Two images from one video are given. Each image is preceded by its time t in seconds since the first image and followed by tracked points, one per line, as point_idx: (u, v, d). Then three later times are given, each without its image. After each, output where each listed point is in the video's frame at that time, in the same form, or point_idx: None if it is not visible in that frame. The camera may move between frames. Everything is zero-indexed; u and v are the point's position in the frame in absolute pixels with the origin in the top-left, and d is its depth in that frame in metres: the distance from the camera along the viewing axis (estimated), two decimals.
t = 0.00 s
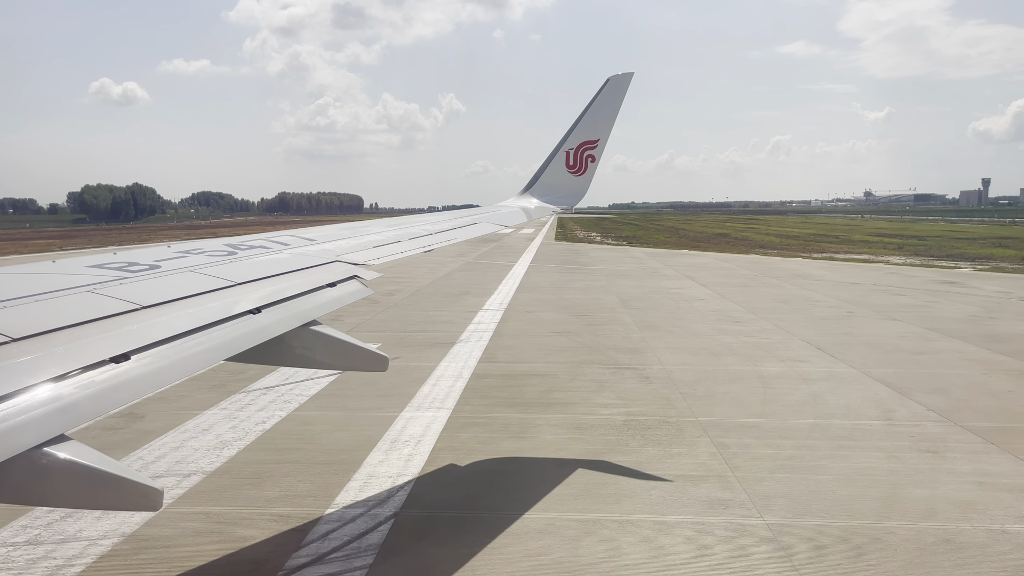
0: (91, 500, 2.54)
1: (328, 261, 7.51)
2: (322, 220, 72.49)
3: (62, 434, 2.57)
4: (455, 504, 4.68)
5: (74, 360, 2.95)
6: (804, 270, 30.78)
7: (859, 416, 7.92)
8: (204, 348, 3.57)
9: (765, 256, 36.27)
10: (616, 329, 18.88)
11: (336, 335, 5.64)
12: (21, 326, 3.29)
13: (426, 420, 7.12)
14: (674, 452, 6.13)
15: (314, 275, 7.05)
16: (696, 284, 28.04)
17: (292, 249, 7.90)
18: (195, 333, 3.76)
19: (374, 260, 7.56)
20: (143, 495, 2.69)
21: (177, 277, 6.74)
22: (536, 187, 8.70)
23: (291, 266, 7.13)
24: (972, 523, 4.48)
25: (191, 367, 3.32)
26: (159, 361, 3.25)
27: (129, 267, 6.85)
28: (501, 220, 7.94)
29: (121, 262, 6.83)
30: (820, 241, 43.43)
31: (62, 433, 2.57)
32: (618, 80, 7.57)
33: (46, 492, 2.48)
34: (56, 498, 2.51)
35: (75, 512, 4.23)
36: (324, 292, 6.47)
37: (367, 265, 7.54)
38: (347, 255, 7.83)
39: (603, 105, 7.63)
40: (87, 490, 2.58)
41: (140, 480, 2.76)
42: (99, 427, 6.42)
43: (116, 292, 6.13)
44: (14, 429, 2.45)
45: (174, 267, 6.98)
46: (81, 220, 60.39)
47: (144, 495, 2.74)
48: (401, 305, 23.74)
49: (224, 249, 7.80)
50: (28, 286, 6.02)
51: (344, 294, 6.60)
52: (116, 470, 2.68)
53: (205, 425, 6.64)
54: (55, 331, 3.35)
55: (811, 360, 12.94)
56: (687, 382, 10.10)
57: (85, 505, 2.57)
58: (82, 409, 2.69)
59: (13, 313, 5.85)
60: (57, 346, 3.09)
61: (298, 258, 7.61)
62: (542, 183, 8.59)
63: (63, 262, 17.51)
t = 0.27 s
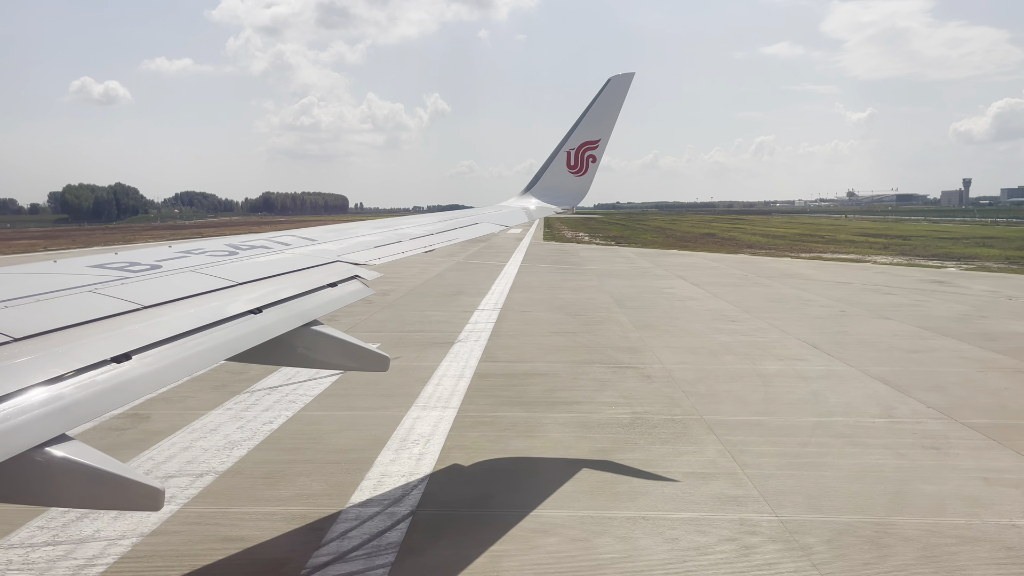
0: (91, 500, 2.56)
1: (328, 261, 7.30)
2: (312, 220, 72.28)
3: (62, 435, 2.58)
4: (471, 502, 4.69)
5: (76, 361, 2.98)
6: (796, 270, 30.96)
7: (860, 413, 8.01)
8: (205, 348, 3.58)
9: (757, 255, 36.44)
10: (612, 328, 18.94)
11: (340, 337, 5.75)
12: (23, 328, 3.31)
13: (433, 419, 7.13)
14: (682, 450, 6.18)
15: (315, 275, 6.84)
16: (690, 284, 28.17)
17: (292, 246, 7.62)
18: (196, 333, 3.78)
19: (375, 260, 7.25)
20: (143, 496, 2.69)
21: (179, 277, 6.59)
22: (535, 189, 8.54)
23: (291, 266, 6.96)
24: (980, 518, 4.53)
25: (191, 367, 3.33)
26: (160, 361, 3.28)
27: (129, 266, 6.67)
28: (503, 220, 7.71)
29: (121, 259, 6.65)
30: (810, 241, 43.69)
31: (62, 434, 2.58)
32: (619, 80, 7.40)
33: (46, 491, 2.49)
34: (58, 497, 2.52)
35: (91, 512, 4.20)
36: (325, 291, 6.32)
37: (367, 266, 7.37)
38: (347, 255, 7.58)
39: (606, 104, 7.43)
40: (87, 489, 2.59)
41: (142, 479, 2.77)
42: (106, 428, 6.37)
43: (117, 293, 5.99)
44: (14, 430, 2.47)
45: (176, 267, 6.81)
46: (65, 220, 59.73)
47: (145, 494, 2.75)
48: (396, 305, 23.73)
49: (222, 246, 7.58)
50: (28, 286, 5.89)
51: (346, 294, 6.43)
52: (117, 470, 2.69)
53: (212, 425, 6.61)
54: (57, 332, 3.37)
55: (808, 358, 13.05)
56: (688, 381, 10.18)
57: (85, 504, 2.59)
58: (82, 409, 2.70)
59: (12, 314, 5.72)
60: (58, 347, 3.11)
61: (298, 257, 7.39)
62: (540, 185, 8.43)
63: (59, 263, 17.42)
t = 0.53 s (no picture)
0: (94, 498, 2.56)
1: (330, 262, 7.08)
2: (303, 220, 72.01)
3: (65, 434, 2.58)
4: (485, 500, 4.70)
5: (78, 361, 3.00)
6: (788, 269, 31.13)
7: (861, 410, 8.10)
8: (206, 347, 3.59)
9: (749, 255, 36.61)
10: (608, 327, 18.99)
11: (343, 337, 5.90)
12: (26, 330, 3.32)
13: (439, 418, 7.16)
14: (689, 447, 6.25)
15: (317, 276, 6.65)
16: (684, 283, 28.31)
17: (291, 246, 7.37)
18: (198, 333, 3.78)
19: (375, 260, 7.07)
20: (144, 495, 2.69)
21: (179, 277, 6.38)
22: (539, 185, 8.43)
23: (293, 266, 6.78)
24: (988, 512, 4.58)
25: (192, 366, 3.33)
26: (162, 360, 3.28)
27: (129, 265, 6.41)
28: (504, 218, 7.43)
29: (119, 257, 6.42)
30: (800, 240, 43.95)
31: (64, 434, 2.58)
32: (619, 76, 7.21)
33: (49, 489, 2.50)
34: (59, 498, 2.52)
35: (106, 512, 4.17)
36: (326, 291, 6.22)
37: (369, 265, 7.17)
38: (347, 255, 7.34)
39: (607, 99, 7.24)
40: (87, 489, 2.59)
41: (143, 477, 2.78)
42: (112, 428, 6.34)
43: (118, 292, 5.81)
44: (16, 429, 2.47)
45: (177, 265, 6.57)
46: (48, 219, 59.00)
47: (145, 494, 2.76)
48: (391, 304, 23.70)
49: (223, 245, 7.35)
50: (22, 286, 5.67)
51: (347, 295, 6.28)
52: (119, 468, 2.69)
53: (218, 424, 6.59)
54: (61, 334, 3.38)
55: (805, 357, 13.17)
56: (688, 380, 10.27)
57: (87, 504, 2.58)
58: (85, 408, 2.71)
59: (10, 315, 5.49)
60: (61, 347, 3.12)
61: (298, 256, 7.17)
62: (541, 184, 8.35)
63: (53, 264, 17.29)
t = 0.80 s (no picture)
0: (94, 498, 2.57)
1: (329, 262, 6.74)
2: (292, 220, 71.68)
3: (66, 434, 2.59)
4: (497, 497, 4.72)
5: (78, 361, 3.00)
6: (779, 267, 31.32)
7: (859, 407, 8.18)
8: (206, 347, 3.59)
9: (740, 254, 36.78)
10: (603, 326, 19.04)
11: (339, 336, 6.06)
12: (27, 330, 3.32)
13: (443, 417, 7.19)
14: (694, 444, 6.30)
15: (319, 278, 6.39)
16: (676, 282, 28.44)
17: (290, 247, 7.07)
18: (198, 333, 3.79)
19: (376, 259, 6.78)
20: (144, 495, 2.71)
21: (181, 278, 6.11)
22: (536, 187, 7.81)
23: (295, 267, 6.55)
24: (992, 505, 4.64)
25: (192, 366, 3.34)
26: (162, 360, 3.29)
27: (129, 265, 6.14)
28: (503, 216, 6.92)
29: (120, 256, 6.16)
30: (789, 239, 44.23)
31: (66, 434, 2.59)
32: (627, 71, 6.70)
33: (50, 489, 2.51)
34: (60, 498, 2.53)
35: (119, 512, 4.16)
36: (327, 292, 6.11)
37: (369, 265, 6.86)
38: (348, 255, 7.04)
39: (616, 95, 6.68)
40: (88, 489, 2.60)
41: (142, 478, 2.80)
42: (116, 428, 6.30)
43: (122, 295, 5.58)
44: (17, 429, 2.47)
45: (178, 265, 6.29)
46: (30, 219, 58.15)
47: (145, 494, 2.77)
48: (385, 304, 23.63)
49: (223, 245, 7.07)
50: (18, 286, 5.40)
51: (345, 296, 6.08)
52: (119, 468, 2.70)
53: (224, 424, 6.57)
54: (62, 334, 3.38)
55: (800, 355, 13.27)
56: (687, 378, 10.33)
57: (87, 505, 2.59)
58: (86, 408, 2.71)
59: (8, 316, 5.21)
60: (62, 348, 3.13)
61: (297, 256, 6.88)
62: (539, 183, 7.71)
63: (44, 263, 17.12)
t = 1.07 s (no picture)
0: (94, 498, 2.60)
1: (329, 262, 6.44)
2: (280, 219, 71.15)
3: (66, 435, 2.62)
4: (508, 494, 4.73)
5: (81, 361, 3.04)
6: (769, 266, 31.54)
7: (856, 404, 8.27)
8: (205, 346, 3.61)
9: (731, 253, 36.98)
10: (598, 325, 19.10)
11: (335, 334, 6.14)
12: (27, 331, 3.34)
13: (447, 416, 7.20)
14: (698, 442, 6.34)
15: (323, 278, 6.11)
16: (668, 281, 28.58)
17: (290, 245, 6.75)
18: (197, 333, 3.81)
19: (376, 260, 6.45)
20: (144, 495, 2.74)
21: (181, 278, 5.85)
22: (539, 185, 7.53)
23: (299, 266, 6.31)
24: (995, 499, 4.70)
25: (191, 367, 3.36)
26: (162, 359, 3.32)
27: (130, 265, 5.91)
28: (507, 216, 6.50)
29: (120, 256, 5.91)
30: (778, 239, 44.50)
31: (66, 434, 2.62)
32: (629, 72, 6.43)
33: (51, 489, 2.54)
34: (60, 497, 2.57)
35: (131, 511, 4.15)
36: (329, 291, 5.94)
37: (369, 265, 6.53)
38: (348, 255, 6.73)
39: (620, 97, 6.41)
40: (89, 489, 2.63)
41: (142, 477, 2.83)
42: (120, 428, 6.25)
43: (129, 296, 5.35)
44: (18, 430, 2.50)
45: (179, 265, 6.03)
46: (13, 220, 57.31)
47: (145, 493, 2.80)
48: (378, 303, 23.57)
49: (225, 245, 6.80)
50: (13, 287, 5.17)
51: (347, 297, 5.84)
52: (119, 468, 2.72)
53: (227, 423, 6.54)
54: (63, 335, 3.40)
55: (795, 353, 13.39)
56: (685, 377, 10.39)
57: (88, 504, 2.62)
58: (86, 409, 2.74)
59: (6, 317, 4.99)
60: (62, 348, 3.15)
61: (298, 256, 6.59)
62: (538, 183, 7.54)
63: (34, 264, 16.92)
